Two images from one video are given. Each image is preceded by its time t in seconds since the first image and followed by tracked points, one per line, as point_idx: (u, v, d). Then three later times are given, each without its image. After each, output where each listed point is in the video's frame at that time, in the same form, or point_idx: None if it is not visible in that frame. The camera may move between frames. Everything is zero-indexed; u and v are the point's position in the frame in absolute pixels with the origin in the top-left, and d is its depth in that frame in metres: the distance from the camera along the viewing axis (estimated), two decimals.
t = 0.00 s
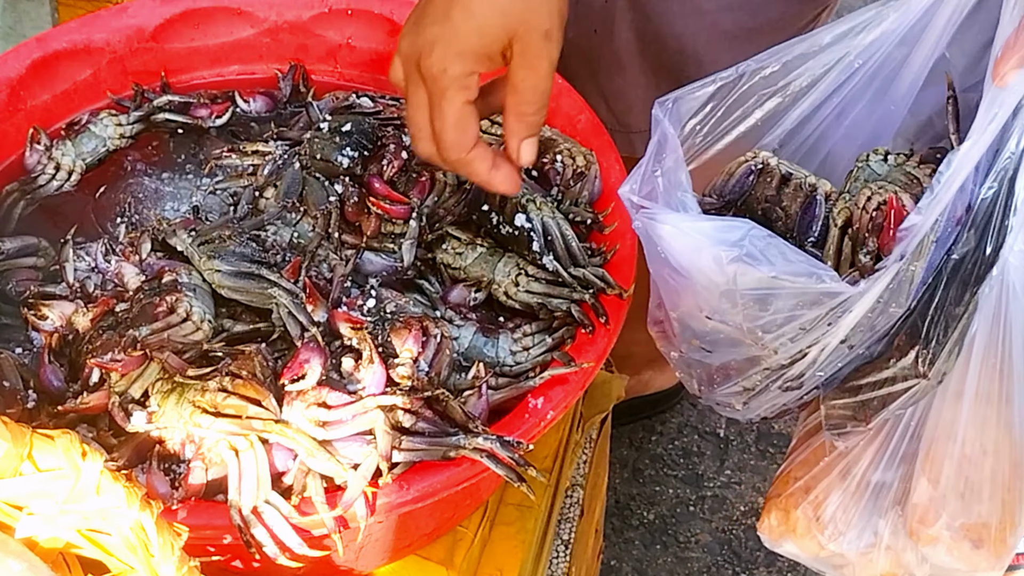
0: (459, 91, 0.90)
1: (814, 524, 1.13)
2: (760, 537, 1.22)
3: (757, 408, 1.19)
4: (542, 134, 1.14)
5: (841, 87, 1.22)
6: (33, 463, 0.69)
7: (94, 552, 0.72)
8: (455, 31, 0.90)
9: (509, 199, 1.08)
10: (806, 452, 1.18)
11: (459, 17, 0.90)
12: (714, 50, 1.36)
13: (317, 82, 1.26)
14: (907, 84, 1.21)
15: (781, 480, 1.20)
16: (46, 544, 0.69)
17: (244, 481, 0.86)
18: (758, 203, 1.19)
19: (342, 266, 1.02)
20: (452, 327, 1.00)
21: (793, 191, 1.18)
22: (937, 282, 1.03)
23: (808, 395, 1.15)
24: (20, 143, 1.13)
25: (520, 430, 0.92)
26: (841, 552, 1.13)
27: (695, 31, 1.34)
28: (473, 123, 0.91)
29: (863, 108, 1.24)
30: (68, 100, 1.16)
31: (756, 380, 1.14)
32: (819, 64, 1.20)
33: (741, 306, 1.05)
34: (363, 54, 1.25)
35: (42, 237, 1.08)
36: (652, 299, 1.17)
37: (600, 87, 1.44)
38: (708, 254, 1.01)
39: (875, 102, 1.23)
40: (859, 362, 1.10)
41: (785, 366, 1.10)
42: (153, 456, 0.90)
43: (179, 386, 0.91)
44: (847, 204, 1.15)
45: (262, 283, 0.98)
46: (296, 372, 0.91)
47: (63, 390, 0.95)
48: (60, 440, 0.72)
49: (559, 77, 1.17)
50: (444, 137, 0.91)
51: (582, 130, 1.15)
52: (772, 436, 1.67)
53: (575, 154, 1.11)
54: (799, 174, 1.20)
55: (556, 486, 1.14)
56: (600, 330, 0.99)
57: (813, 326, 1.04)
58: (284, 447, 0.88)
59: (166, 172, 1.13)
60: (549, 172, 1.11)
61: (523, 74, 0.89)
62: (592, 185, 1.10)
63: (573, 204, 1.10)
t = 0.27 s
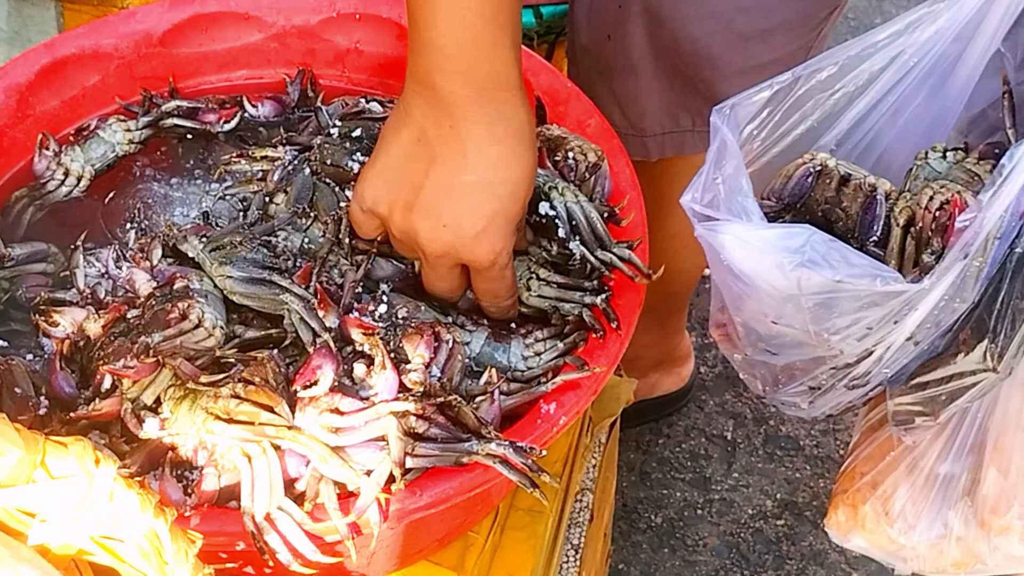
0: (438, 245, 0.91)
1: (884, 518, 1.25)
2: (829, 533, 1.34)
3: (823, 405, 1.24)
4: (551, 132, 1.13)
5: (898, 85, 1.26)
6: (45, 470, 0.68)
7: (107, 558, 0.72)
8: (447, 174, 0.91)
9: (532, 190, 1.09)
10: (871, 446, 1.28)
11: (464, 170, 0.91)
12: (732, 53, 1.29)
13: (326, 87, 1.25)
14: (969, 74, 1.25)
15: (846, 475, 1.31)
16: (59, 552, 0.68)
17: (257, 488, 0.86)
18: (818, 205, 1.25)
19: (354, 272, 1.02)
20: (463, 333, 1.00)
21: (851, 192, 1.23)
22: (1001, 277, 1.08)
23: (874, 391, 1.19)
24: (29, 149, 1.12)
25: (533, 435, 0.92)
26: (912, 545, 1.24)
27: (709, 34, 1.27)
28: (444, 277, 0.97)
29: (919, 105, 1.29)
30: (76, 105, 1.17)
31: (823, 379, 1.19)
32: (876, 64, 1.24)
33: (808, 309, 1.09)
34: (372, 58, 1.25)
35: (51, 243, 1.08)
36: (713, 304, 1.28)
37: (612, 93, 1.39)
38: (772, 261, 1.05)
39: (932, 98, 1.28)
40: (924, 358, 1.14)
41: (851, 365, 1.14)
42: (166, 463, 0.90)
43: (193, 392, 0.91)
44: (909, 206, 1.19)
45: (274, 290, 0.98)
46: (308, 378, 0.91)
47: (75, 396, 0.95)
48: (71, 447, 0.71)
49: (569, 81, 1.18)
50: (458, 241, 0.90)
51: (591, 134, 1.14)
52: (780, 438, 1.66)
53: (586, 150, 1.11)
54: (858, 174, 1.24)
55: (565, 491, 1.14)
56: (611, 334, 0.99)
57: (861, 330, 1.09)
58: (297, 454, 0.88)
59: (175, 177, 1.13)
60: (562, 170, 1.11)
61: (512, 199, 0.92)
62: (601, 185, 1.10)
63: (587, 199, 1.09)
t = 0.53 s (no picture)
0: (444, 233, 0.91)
1: (915, 509, 1.31)
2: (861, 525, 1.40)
3: (847, 400, 1.29)
4: (550, 127, 1.14)
5: (917, 81, 1.30)
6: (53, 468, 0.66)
7: (114, 557, 0.71)
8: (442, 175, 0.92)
9: (545, 177, 1.09)
10: (899, 440, 1.33)
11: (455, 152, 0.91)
12: (734, 52, 1.29)
13: (330, 86, 1.26)
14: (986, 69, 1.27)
15: (878, 468, 1.36)
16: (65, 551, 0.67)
17: (264, 486, 0.86)
18: (840, 202, 1.30)
19: (359, 271, 1.02)
20: (468, 330, 1.01)
21: (872, 190, 1.27)
22: None
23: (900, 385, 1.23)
24: (33, 149, 1.12)
25: (538, 433, 0.92)
26: (946, 534, 1.31)
27: (712, 35, 1.27)
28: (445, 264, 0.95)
29: (939, 101, 1.32)
30: (80, 105, 1.17)
31: (847, 373, 1.23)
32: (895, 62, 1.27)
33: (832, 307, 1.14)
34: (375, 58, 1.25)
35: (56, 243, 1.08)
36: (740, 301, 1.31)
37: (614, 93, 1.39)
38: (794, 260, 1.10)
39: (953, 92, 1.31)
40: (947, 351, 1.18)
41: (876, 359, 1.19)
42: (172, 462, 0.90)
43: (199, 391, 0.91)
44: (928, 202, 1.23)
45: (280, 289, 0.98)
46: (314, 376, 0.91)
47: (81, 396, 0.95)
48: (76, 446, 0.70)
49: (572, 80, 1.18)
50: (458, 221, 0.90)
51: (596, 132, 1.14)
52: (781, 437, 1.67)
53: (589, 143, 1.11)
54: (878, 172, 1.28)
55: (570, 489, 1.14)
56: (616, 332, 0.99)
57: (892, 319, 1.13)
58: (304, 452, 0.88)
59: (179, 176, 1.14)
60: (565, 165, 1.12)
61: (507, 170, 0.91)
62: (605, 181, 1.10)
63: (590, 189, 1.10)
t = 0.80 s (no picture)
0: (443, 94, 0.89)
1: (902, 509, 1.25)
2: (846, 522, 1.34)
3: (837, 397, 1.26)
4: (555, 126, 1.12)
5: (908, 80, 1.26)
6: (59, 463, 0.66)
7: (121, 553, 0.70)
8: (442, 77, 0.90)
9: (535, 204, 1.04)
10: (888, 438, 1.28)
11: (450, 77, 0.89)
12: (736, 49, 1.30)
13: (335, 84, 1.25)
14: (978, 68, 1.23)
15: (867, 465, 1.30)
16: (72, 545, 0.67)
17: (270, 481, 0.86)
18: (829, 200, 1.26)
19: (364, 267, 1.03)
20: (473, 326, 1.01)
21: (862, 187, 1.24)
22: (1010, 270, 1.07)
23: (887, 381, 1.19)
24: (38, 146, 1.12)
25: (544, 428, 0.92)
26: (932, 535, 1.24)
27: (714, 31, 1.27)
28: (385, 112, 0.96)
29: (930, 100, 1.28)
30: (85, 102, 1.17)
31: (836, 370, 1.20)
32: (886, 61, 1.24)
33: (818, 303, 1.10)
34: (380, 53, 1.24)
35: (62, 240, 1.08)
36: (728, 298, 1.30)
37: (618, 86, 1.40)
38: (779, 257, 1.07)
39: (943, 92, 1.27)
40: (936, 349, 1.14)
41: (863, 358, 1.15)
42: (179, 457, 0.90)
43: (206, 387, 0.90)
44: (916, 200, 1.19)
45: (286, 285, 0.98)
46: (320, 372, 0.92)
47: (88, 391, 0.95)
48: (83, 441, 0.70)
49: (576, 77, 1.18)
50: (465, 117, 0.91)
51: (601, 129, 1.14)
52: (784, 434, 1.67)
53: (593, 142, 1.10)
54: (868, 169, 1.24)
55: (575, 484, 1.15)
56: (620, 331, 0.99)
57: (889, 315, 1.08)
58: (310, 447, 0.88)
59: (185, 173, 1.14)
60: (569, 161, 1.10)
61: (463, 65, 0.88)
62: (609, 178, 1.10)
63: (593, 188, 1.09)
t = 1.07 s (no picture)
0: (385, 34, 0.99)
1: (848, 507, 1.14)
2: (795, 518, 1.22)
3: (791, 389, 1.19)
4: (555, 124, 1.14)
5: (880, 71, 1.22)
6: (61, 460, 0.66)
7: (122, 548, 0.70)
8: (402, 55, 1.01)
9: (532, 209, 1.08)
10: (842, 436, 1.17)
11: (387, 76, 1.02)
12: (731, 43, 1.31)
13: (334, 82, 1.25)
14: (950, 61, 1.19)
15: (817, 463, 1.20)
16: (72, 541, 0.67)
17: (270, 478, 0.86)
18: (793, 187, 1.20)
19: (364, 264, 1.02)
20: (473, 323, 1.01)
21: (826, 176, 1.18)
22: (971, 267, 1.00)
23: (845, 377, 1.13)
24: (38, 144, 1.13)
25: (544, 425, 0.92)
26: (876, 535, 1.14)
27: (708, 23, 1.28)
28: (325, 65, 1.07)
29: (902, 92, 1.24)
30: (86, 99, 1.17)
31: (789, 363, 1.14)
32: (857, 49, 1.20)
33: (771, 289, 1.05)
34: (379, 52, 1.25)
35: (63, 237, 1.08)
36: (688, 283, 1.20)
37: (613, 79, 1.40)
38: (731, 239, 1.02)
39: (914, 87, 1.23)
40: (892, 347, 1.07)
41: (817, 350, 1.10)
42: (180, 454, 0.90)
43: (206, 383, 0.91)
44: (879, 191, 1.14)
45: (287, 282, 0.99)
46: (320, 368, 0.91)
47: (88, 387, 0.96)
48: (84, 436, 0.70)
49: (575, 74, 1.18)
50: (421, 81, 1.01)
51: (600, 127, 1.15)
52: (784, 431, 1.68)
53: (593, 138, 1.11)
54: (834, 158, 1.18)
55: (575, 481, 1.15)
56: (622, 328, 0.99)
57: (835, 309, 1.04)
58: (310, 444, 0.89)
59: (185, 171, 1.14)
60: (568, 158, 1.12)
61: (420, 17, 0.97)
62: (608, 175, 1.10)
63: (593, 185, 1.11)
